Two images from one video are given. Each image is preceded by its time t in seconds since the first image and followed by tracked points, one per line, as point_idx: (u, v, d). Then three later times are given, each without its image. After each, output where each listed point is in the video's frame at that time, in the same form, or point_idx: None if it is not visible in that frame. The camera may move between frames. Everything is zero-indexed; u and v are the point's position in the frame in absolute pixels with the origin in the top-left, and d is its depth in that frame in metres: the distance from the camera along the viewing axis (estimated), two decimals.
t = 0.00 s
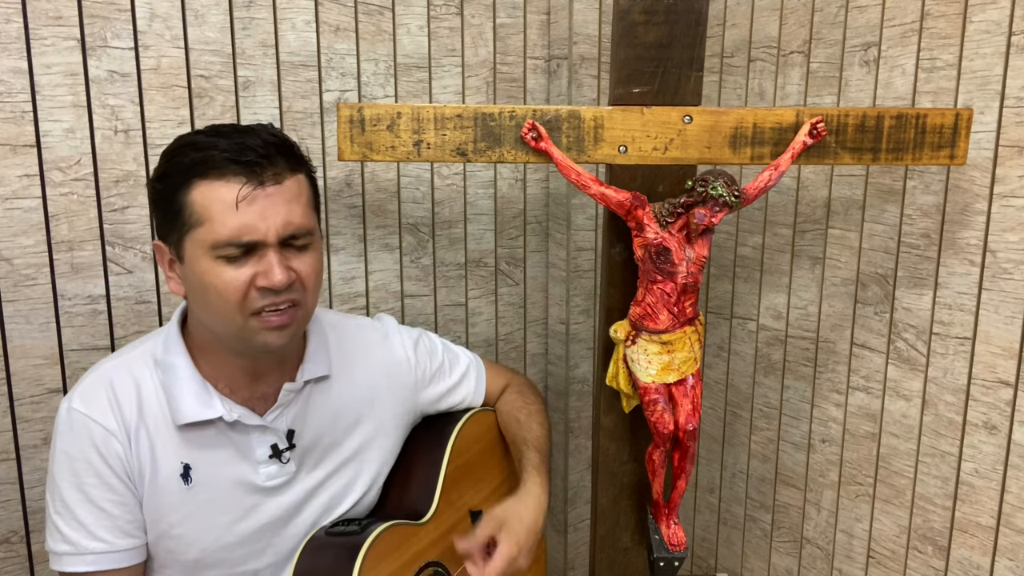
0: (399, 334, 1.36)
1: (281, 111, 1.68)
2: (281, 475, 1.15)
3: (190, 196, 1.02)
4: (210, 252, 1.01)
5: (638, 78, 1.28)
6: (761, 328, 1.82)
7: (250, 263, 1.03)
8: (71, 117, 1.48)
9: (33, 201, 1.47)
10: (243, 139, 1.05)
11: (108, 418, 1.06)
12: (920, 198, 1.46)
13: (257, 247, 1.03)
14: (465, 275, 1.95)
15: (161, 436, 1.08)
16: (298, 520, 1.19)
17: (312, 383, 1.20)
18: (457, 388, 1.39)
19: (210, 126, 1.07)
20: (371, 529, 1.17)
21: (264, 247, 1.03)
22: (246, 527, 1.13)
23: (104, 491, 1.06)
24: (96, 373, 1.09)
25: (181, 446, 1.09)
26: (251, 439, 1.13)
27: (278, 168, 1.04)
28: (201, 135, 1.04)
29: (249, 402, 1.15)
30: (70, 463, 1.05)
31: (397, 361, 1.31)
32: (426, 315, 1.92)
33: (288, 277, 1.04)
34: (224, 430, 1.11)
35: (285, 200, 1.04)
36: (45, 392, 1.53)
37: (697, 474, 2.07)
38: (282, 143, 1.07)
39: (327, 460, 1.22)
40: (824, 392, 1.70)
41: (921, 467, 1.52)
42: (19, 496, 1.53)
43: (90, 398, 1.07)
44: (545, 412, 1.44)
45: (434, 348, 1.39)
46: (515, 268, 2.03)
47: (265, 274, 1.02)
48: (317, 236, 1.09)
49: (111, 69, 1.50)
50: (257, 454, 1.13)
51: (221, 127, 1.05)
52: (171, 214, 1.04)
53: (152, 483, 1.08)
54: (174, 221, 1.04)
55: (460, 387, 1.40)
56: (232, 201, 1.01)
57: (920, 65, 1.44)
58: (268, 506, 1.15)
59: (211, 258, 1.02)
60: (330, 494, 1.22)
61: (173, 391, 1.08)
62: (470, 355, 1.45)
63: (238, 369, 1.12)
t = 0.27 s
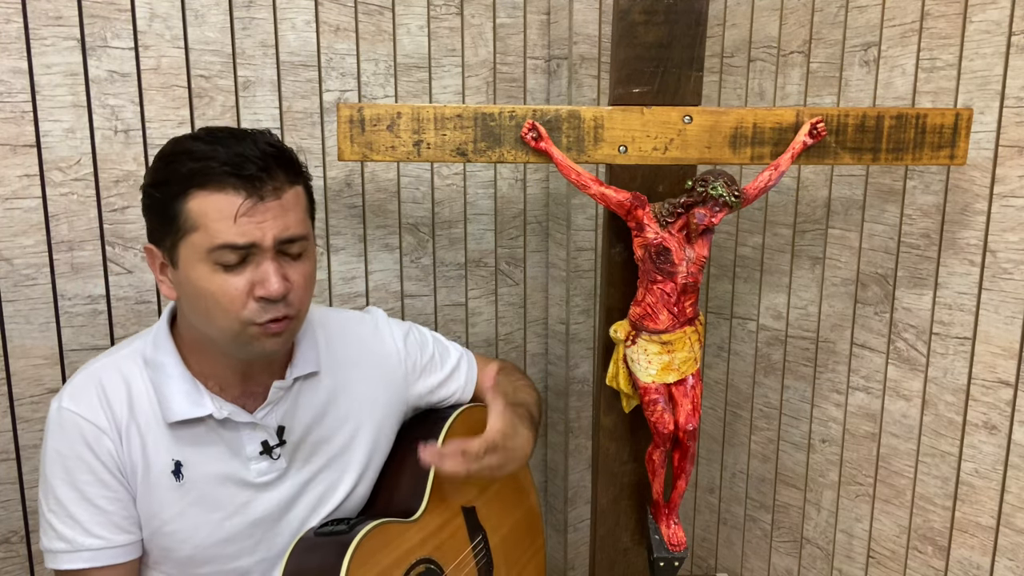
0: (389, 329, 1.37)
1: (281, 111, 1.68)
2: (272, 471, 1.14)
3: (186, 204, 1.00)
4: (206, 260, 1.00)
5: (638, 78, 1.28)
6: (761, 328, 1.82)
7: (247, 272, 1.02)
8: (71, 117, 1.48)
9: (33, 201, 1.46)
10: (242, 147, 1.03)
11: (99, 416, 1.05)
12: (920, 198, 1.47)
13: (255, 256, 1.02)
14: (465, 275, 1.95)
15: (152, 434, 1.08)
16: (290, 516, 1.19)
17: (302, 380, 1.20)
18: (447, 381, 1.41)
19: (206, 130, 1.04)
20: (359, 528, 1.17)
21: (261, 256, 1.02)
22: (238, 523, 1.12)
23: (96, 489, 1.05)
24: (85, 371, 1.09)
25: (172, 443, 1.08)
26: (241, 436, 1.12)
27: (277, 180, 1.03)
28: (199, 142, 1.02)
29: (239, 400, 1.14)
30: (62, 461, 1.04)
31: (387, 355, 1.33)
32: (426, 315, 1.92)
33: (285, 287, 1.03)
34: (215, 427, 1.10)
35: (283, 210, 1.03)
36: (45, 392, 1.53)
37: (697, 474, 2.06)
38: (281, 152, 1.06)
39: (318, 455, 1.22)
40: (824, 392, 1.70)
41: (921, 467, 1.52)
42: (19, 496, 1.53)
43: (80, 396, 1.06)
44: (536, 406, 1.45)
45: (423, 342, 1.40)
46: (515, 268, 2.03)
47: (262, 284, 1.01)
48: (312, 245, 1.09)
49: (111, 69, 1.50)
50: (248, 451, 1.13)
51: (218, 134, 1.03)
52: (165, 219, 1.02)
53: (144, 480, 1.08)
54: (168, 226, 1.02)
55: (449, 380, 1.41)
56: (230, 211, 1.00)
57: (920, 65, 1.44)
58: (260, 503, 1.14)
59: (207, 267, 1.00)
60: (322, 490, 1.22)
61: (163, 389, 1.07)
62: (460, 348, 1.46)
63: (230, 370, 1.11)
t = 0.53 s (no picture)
0: (389, 328, 1.37)
1: (281, 111, 1.68)
2: (272, 472, 1.15)
3: (193, 211, 0.99)
4: (213, 268, 1.00)
5: (638, 78, 1.28)
6: (761, 328, 1.82)
7: (253, 279, 1.02)
8: (71, 117, 1.48)
9: (33, 201, 1.46)
10: (249, 155, 1.02)
11: (99, 416, 1.06)
12: (920, 198, 1.46)
13: (261, 263, 1.02)
14: (465, 275, 1.95)
15: (151, 434, 1.08)
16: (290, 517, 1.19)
17: (301, 380, 1.20)
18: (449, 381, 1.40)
19: (213, 135, 1.03)
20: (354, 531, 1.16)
21: (268, 263, 1.02)
22: (237, 524, 1.12)
23: (95, 488, 1.05)
24: (84, 369, 1.09)
25: (172, 443, 1.09)
26: (241, 437, 1.13)
27: (286, 189, 1.02)
28: (205, 148, 1.00)
29: (240, 401, 1.14)
30: (61, 460, 1.04)
31: (387, 355, 1.33)
32: (426, 315, 1.92)
33: (292, 294, 1.03)
34: (216, 428, 1.11)
35: (291, 218, 1.03)
36: (45, 392, 1.53)
37: (697, 474, 2.07)
38: (288, 159, 1.05)
39: (317, 456, 1.22)
40: (824, 392, 1.70)
41: (921, 467, 1.52)
42: (19, 496, 1.53)
43: (79, 395, 1.06)
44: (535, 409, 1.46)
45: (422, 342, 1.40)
46: (515, 268, 2.03)
47: (268, 291, 1.02)
48: (318, 249, 1.09)
49: (111, 69, 1.50)
50: (248, 452, 1.13)
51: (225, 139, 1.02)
52: (171, 225, 1.01)
53: (143, 480, 1.08)
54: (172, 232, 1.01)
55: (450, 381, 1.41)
56: (239, 220, 0.99)
57: (920, 65, 1.44)
58: (259, 503, 1.14)
59: (213, 274, 1.00)
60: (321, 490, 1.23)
61: (163, 389, 1.08)
62: (461, 348, 1.46)
63: (231, 372, 1.11)
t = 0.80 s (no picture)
0: (394, 332, 1.38)
1: (281, 111, 1.68)
2: (275, 479, 1.15)
3: (198, 217, 0.99)
4: (219, 275, 1.00)
5: (638, 78, 1.28)
6: (761, 328, 1.82)
7: (260, 286, 1.02)
8: (71, 117, 1.48)
9: (33, 201, 1.46)
10: (253, 159, 1.01)
11: (100, 422, 1.06)
12: (920, 198, 1.46)
13: (268, 270, 1.02)
14: (465, 275, 1.95)
15: (153, 441, 1.08)
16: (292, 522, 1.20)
17: (306, 386, 1.21)
18: (453, 386, 1.41)
19: (216, 139, 1.02)
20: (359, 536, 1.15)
21: (275, 270, 1.02)
22: (240, 530, 1.13)
23: (96, 495, 1.06)
24: (85, 375, 1.09)
25: (173, 449, 1.08)
26: (245, 444, 1.12)
27: (291, 193, 1.02)
28: (209, 153, 1.00)
29: (244, 407, 1.14)
30: (62, 466, 1.05)
31: (392, 359, 1.34)
32: (426, 315, 1.92)
33: (298, 301, 1.03)
34: (219, 436, 1.10)
35: (297, 224, 1.03)
36: (45, 392, 1.54)
37: (697, 474, 2.06)
38: (293, 162, 1.04)
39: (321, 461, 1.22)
40: (824, 392, 1.70)
41: (921, 467, 1.52)
42: (19, 496, 1.53)
43: (80, 400, 1.06)
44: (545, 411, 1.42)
45: (428, 346, 1.40)
46: (515, 268, 2.03)
47: (275, 298, 1.02)
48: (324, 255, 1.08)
49: (111, 69, 1.50)
50: (251, 458, 1.13)
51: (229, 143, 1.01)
52: (176, 232, 1.01)
53: (145, 487, 1.08)
54: (178, 239, 1.01)
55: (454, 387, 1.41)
56: (245, 226, 0.99)
57: (920, 65, 1.44)
58: (262, 509, 1.15)
59: (220, 281, 1.00)
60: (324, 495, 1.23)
61: (165, 396, 1.08)
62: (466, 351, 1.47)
63: (237, 379, 1.11)
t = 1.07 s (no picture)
0: (405, 345, 1.32)
1: (281, 111, 1.68)
2: (275, 492, 1.15)
3: (188, 218, 0.99)
4: (210, 278, 1.00)
5: (638, 78, 1.28)
6: (761, 328, 1.82)
7: (252, 289, 1.01)
8: (71, 117, 1.48)
9: (33, 201, 1.46)
10: (245, 158, 1.02)
11: (103, 431, 1.06)
12: (920, 198, 1.46)
13: (259, 273, 1.01)
14: (465, 276, 1.95)
15: (156, 451, 1.08)
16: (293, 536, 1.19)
17: (311, 401, 1.20)
18: (465, 405, 1.34)
19: (211, 138, 1.03)
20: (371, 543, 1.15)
21: (266, 273, 1.01)
22: (242, 541, 1.14)
23: (99, 503, 1.06)
24: (88, 381, 1.08)
25: (177, 461, 1.09)
26: (246, 457, 1.12)
27: (282, 191, 1.02)
28: (202, 152, 1.01)
29: (246, 417, 1.14)
30: (65, 474, 1.05)
31: (400, 376, 1.29)
32: (426, 315, 1.92)
33: (290, 304, 1.02)
34: (221, 449, 1.10)
35: (289, 225, 1.02)
36: (45, 392, 1.54)
37: (697, 474, 2.07)
38: (285, 161, 1.04)
39: (322, 474, 1.23)
40: (824, 392, 1.70)
41: (921, 467, 1.52)
42: (19, 496, 1.53)
43: (83, 408, 1.06)
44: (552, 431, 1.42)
45: (441, 362, 1.33)
46: (515, 268, 2.03)
47: (266, 301, 1.01)
48: (320, 257, 1.07)
49: (111, 69, 1.50)
50: (252, 471, 1.13)
51: (221, 142, 1.02)
52: (168, 233, 1.01)
53: (148, 496, 1.08)
54: (171, 240, 1.01)
55: (465, 407, 1.35)
56: (234, 227, 0.99)
57: (920, 65, 1.44)
58: (264, 522, 1.15)
59: (211, 284, 1.00)
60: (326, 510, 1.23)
61: (167, 406, 1.07)
62: (484, 365, 1.39)
63: (236, 387, 1.11)
